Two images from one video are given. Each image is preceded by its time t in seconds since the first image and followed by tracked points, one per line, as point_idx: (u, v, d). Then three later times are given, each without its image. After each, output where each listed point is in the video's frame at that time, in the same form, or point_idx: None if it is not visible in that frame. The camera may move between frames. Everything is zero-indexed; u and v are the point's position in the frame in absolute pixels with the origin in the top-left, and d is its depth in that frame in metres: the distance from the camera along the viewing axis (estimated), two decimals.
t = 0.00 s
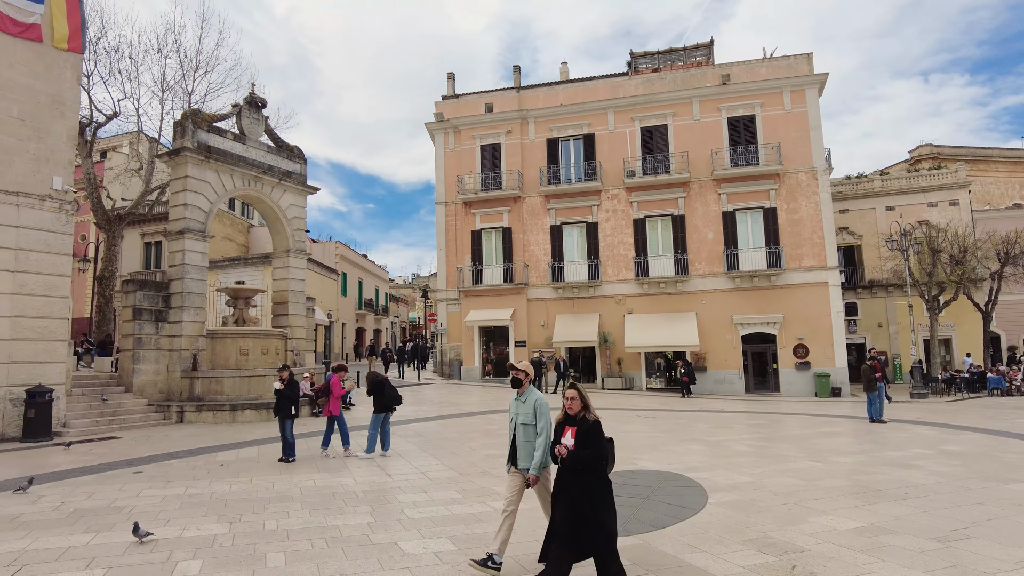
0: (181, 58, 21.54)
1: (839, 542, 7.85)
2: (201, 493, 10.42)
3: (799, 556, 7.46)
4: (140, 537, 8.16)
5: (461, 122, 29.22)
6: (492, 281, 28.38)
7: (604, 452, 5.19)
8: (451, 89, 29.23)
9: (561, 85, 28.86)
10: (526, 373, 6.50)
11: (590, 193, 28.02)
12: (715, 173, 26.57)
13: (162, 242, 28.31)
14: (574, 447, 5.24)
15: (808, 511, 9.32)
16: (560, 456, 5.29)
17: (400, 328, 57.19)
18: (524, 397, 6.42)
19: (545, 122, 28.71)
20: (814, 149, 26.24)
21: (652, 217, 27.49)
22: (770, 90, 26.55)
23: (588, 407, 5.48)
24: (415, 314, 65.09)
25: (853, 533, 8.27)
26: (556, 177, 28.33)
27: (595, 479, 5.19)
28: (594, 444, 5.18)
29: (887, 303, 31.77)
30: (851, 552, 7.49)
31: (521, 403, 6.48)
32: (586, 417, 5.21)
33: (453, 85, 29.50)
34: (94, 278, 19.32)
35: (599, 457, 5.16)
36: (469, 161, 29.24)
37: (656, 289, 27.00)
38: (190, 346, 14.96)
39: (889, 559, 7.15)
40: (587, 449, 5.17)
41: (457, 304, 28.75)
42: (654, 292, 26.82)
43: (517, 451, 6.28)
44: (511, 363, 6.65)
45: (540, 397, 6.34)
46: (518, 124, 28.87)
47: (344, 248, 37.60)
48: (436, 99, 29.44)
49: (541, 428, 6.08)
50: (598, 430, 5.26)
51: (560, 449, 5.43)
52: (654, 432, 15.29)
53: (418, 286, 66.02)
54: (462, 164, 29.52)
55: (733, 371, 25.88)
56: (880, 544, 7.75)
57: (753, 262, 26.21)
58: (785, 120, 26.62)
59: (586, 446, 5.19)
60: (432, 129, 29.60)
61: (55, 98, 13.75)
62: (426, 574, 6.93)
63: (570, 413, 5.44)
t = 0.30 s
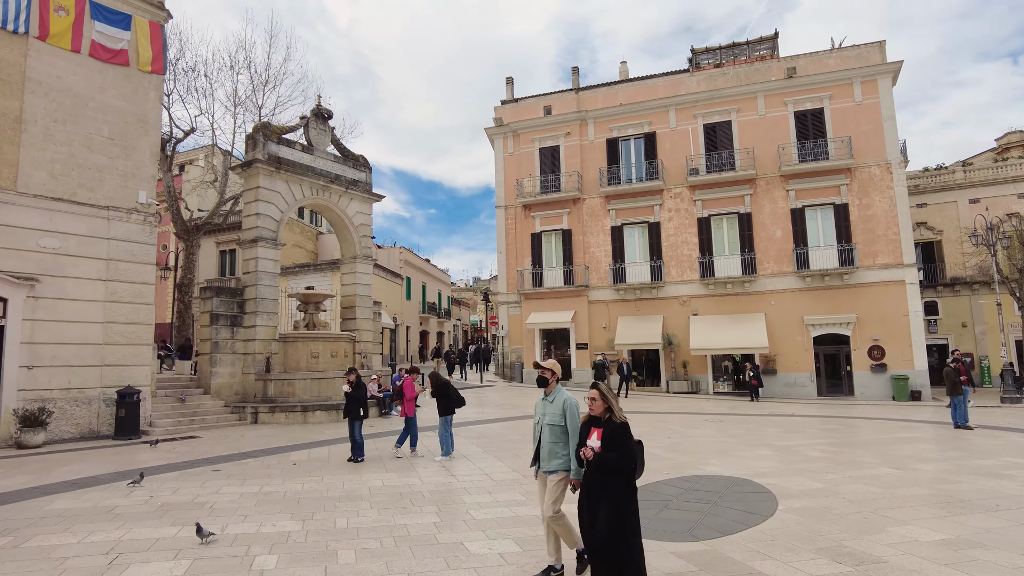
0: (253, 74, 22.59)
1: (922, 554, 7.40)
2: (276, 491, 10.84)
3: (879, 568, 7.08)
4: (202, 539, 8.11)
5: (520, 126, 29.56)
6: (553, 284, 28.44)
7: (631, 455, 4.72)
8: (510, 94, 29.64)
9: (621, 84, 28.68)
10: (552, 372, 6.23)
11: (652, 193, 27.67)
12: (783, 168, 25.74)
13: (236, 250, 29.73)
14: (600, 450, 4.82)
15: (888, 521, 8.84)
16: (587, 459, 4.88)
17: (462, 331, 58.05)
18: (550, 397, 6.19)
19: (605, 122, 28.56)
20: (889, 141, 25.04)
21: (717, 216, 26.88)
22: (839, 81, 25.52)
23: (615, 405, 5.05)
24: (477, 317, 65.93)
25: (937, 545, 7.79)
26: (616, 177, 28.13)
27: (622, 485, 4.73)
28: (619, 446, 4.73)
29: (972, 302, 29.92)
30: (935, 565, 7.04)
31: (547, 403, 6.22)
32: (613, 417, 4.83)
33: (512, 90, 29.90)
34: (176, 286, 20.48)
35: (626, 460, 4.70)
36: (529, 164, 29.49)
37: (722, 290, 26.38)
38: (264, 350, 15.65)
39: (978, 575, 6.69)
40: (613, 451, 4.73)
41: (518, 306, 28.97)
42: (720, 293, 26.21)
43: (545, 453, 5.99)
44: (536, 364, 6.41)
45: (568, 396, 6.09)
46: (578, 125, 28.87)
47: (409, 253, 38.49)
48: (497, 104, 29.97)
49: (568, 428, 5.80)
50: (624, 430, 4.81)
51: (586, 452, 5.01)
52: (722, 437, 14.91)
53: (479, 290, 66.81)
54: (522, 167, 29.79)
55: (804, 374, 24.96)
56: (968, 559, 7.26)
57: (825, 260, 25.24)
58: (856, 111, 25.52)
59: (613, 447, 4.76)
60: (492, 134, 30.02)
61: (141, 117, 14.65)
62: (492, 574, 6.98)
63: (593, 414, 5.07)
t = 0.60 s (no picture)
0: (313, 88, 23.34)
1: (1011, 571, 6.90)
2: (341, 493, 11.11)
3: None
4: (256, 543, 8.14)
5: (574, 130, 29.62)
6: (609, 287, 28.23)
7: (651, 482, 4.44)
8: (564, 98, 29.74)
9: (677, 83, 28.29)
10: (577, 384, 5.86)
11: (711, 193, 27.16)
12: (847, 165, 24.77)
13: (300, 259, 30.75)
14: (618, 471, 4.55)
15: (970, 535, 8.30)
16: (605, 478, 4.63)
17: (518, 335, 58.26)
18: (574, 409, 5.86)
19: (661, 123, 28.27)
20: (964, 132, 23.73)
21: (780, 215, 26.11)
22: (908, 71, 24.38)
23: (637, 424, 4.75)
24: (533, 321, 66.12)
25: None
26: (674, 177, 27.73)
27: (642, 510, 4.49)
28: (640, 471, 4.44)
29: None
30: None
31: (572, 416, 5.87)
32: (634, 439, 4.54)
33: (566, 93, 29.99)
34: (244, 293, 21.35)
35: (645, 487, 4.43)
36: (584, 167, 29.45)
37: (787, 292, 25.60)
38: (328, 355, 16.12)
39: None
40: (632, 475, 4.47)
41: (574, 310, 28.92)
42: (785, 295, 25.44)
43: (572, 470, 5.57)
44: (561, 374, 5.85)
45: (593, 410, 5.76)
46: (633, 126, 28.65)
47: (465, 259, 38.92)
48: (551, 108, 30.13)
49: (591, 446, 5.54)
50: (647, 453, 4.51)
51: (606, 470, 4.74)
52: (788, 443, 14.43)
53: (535, 294, 66.98)
54: (577, 170, 29.79)
55: (874, 378, 23.89)
56: None
57: (896, 259, 24.13)
58: (926, 102, 24.30)
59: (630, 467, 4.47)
60: (545, 138, 30.17)
61: (209, 134, 15.35)
62: None
63: (613, 432, 4.76)
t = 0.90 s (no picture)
0: (368, 102, 23.91)
1: None
2: (399, 499, 11.26)
3: None
4: (304, 553, 7.97)
5: (626, 134, 29.44)
6: (665, 293, 27.82)
7: (662, 488, 4.10)
8: (616, 103, 29.63)
9: (732, 84, 27.74)
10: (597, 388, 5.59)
11: (770, 194, 26.50)
12: (914, 162, 23.71)
13: (358, 268, 31.50)
14: (627, 478, 4.27)
15: None
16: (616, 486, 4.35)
17: (571, 342, 57.97)
18: (593, 413, 5.59)
19: (716, 124, 27.75)
20: None
21: (842, 217, 25.19)
22: (979, 62, 23.19)
23: (651, 427, 4.46)
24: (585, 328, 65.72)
25: None
26: (729, 180, 27.19)
27: (654, 519, 4.15)
28: (652, 477, 4.11)
29: None
30: None
31: (591, 422, 5.60)
32: (644, 442, 4.27)
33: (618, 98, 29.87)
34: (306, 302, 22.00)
35: (655, 493, 4.09)
36: (637, 171, 29.20)
37: (851, 295, 24.64)
38: (386, 362, 16.44)
39: None
40: (640, 481, 4.16)
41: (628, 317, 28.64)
42: (849, 299, 24.53)
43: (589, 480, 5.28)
44: (579, 379, 5.78)
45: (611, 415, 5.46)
46: (686, 129, 28.27)
47: (517, 266, 39.05)
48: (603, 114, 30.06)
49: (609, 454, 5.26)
50: (660, 457, 4.18)
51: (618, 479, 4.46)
52: (855, 453, 13.82)
53: (587, 300, 66.57)
54: (629, 175, 29.56)
55: (947, 386, 22.67)
56: None
57: (968, 260, 22.87)
58: (1000, 94, 23.03)
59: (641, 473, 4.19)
60: (597, 144, 30.14)
61: (271, 149, 15.93)
62: None
63: (626, 437, 4.51)
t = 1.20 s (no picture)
0: (417, 115, 24.36)
1: None
2: (452, 507, 11.31)
3: None
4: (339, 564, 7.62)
5: (676, 139, 29.16)
6: (719, 300, 27.26)
7: (660, 507, 4.10)
8: (666, 108, 29.41)
9: (785, 85, 27.08)
10: (612, 403, 5.77)
11: (826, 197, 25.72)
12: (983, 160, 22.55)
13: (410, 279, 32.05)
14: (626, 496, 4.26)
15: None
16: (615, 502, 4.35)
17: (622, 351, 57.30)
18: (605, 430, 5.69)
19: (769, 126, 27.17)
20: None
21: (904, 219, 24.17)
22: None
23: (651, 443, 4.41)
24: (637, 336, 64.84)
25: None
26: (784, 183, 26.52)
27: (653, 538, 4.16)
28: (650, 496, 4.10)
29: None
30: None
31: (606, 439, 5.63)
32: (641, 460, 4.26)
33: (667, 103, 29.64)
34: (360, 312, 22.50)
35: (652, 513, 4.10)
36: (688, 176, 28.85)
37: (915, 300, 23.56)
38: (437, 371, 16.64)
39: None
40: (637, 500, 4.17)
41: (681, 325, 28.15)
42: (913, 304, 23.47)
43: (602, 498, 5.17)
44: (589, 396, 5.89)
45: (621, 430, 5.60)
46: (738, 133, 27.79)
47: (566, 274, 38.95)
48: (653, 119, 29.89)
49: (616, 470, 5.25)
50: (658, 476, 4.17)
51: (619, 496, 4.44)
52: (925, 466, 13.11)
53: (638, 308, 65.71)
54: (680, 180, 29.24)
55: None
56: None
57: None
58: None
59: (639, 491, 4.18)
60: (647, 149, 29.97)
61: (324, 163, 16.39)
62: None
63: (626, 453, 4.49)
